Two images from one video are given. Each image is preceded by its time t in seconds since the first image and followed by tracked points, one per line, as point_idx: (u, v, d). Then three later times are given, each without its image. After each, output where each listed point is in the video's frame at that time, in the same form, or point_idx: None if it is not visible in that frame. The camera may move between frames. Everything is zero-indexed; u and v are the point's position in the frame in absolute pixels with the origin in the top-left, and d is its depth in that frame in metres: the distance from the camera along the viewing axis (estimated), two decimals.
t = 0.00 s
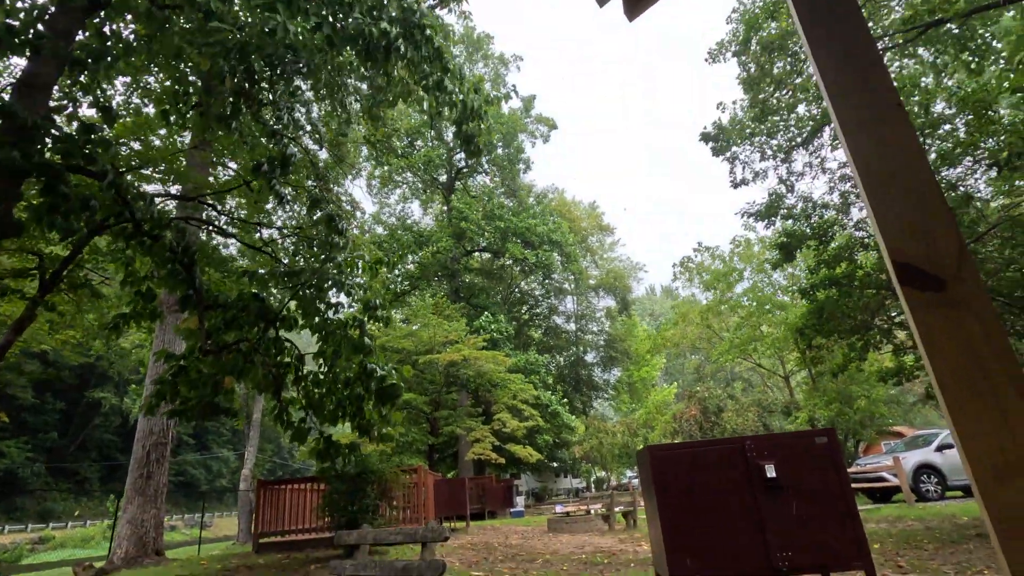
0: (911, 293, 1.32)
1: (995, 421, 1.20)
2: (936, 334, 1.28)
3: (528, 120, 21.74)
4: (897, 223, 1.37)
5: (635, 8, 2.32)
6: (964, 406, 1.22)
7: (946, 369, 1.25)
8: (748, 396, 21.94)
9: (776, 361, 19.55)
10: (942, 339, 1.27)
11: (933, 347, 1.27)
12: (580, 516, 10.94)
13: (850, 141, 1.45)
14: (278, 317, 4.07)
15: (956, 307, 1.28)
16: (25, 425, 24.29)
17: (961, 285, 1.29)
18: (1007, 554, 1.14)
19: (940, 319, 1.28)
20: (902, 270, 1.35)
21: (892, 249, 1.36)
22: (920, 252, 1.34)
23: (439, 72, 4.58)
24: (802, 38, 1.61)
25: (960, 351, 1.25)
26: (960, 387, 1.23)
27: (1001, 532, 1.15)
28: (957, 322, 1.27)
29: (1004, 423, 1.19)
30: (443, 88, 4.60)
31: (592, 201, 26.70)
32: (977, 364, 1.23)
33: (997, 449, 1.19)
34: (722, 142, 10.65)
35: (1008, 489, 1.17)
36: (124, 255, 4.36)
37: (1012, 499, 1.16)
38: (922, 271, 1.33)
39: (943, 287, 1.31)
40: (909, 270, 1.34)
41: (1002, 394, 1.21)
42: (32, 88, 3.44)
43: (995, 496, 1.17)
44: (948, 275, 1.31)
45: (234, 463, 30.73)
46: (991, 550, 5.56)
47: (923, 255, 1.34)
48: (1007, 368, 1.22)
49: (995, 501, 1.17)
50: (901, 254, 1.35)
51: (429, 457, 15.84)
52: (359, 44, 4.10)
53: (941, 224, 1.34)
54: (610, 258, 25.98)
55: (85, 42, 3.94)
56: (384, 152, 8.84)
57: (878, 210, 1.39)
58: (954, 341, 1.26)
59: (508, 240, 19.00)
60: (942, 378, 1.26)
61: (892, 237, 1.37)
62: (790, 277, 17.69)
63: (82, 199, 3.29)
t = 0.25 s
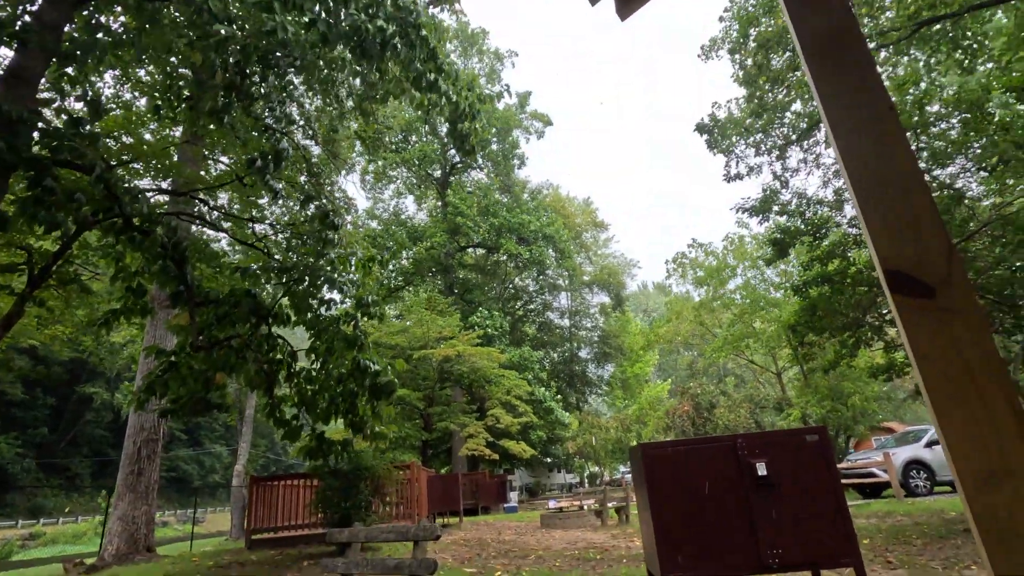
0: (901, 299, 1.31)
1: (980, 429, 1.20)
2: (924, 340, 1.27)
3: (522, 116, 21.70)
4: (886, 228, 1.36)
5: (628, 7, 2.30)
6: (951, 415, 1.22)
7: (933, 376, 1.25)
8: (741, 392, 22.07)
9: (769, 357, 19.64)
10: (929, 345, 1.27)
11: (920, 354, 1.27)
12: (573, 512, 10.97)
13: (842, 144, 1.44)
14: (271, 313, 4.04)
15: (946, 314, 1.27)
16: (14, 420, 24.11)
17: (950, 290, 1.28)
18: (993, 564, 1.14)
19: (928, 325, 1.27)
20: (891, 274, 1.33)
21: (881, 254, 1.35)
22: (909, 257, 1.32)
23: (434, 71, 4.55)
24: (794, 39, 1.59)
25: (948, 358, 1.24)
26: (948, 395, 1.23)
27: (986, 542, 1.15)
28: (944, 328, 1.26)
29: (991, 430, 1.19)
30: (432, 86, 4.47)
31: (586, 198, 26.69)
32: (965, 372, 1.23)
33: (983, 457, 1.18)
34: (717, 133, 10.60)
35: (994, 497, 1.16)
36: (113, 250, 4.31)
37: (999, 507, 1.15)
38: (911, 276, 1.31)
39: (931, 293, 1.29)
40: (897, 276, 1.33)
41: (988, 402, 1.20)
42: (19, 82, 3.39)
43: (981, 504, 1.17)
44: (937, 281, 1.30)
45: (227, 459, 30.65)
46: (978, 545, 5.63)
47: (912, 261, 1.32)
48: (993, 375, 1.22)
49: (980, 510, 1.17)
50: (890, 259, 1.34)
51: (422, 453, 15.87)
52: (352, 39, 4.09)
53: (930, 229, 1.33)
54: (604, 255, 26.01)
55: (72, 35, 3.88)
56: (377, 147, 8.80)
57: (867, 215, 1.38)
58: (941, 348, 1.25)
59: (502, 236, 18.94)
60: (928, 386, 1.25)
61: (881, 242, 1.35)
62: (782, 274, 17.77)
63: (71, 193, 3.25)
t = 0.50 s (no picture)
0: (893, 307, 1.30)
1: (974, 444, 1.19)
2: (917, 350, 1.26)
3: (517, 112, 21.62)
4: (880, 237, 1.34)
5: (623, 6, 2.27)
6: (944, 430, 1.21)
7: (928, 390, 1.23)
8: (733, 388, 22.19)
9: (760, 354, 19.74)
10: (923, 355, 1.25)
11: (914, 367, 1.25)
12: (564, 508, 10.99)
13: (836, 149, 1.42)
14: (262, 309, 4.00)
15: (938, 322, 1.26)
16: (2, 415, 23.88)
17: (943, 299, 1.27)
18: None
19: (923, 337, 1.26)
20: (885, 284, 1.32)
21: (876, 264, 1.33)
22: (904, 267, 1.31)
23: (428, 73, 4.50)
24: (789, 39, 1.56)
25: (940, 367, 1.23)
26: (942, 409, 1.21)
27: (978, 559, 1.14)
28: (939, 340, 1.25)
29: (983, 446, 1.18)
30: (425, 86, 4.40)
31: (580, 194, 26.67)
32: (959, 384, 1.22)
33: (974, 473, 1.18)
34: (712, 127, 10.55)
35: (986, 512, 1.15)
36: (101, 244, 4.26)
37: (990, 522, 1.15)
38: (906, 286, 1.30)
39: (925, 304, 1.28)
40: (892, 286, 1.31)
41: (981, 417, 1.19)
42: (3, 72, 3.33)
43: (974, 520, 1.16)
44: (931, 291, 1.28)
45: (218, 454, 30.52)
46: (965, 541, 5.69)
47: (907, 271, 1.30)
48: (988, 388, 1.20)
49: (973, 526, 1.16)
50: (885, 270, 1.32)
51: (415, 449, 15.85)
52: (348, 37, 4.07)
53: (927, 239, 1.31)
54: (598, 251, 26.06)
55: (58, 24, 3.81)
56: (371, 141, 8.74)
57: (863, 223, 1.36)
58: (935, 361, 1.24)
59: (495, 231, 18.88)
60: (923, 399, 1.23)
61: (876, 251, 1.33)
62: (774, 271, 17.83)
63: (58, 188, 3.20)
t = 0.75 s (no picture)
0: (882, 309, 1.30)
1: (961, 447, 1.19)
2: (906, 353, 1.26)
3: (512, 109, 21.56)
4: (871, 239, 1.34)
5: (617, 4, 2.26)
6: (931, 435, 1.21)
7: (914, 394, 1.24)
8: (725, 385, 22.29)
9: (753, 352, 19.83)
10: (910, 358, 1.26)
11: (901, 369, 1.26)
12: (557, 505, 11.01)
13: (827, 152, 1.42)
14: (254, 305, 3.96)
15: (926, 325, 1.26)
16: None
17: (932, 303, 1.28)
18: None
19: (910, 341, 1.27)
20: (875, 287, 1.32)
21: (866, 265, 1.33)
22: (893, 271, 1.31)
23: (422, 75, 4.46)
24: (782, 40, 1.55)
25: (927, 371, 1.24)
26: (928, 413, 1.22)
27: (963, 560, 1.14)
28: (925, 346, 1.26)
29: (968, 450, 1.19)
30: (419, 90, 4.40)
31: (575, 191, 26.66)
32: (945, 389, 1.22)
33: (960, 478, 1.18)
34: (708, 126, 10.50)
35: (969, 516, 1.16)
36: (92, 239, 4.23)
37: (977, 526, 1.15)
38: (894, 290, 1.30)
39: (913, 307, 1.28)
40: (881, 289, 1.31)
41: (965, 421, 1.20)
42: None
43: (957, 523, 1.17)
44: (918, 295, 1.29)
45: (211, 450, 30.41)
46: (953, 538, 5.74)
47: (897, 275, 1.31)
48: (974, 393, 1.21)
49: (957, 529, 1.16)
50: (874, 272, 1.32)
51: (408, 445, 15.85)
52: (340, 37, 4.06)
53: (915, 244, 1.31)
54: (593, 248, 26.10)
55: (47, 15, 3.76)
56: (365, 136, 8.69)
57: (853, 226, 1.36)
58: (921, 364, 1.25)
59: (490, 228, 18.85)
60: (909, 401, 1.24)
61: (865, 253, 1.33)
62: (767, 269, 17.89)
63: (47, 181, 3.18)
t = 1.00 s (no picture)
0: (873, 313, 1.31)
1: (948, 450, 1.21)
2: (898, 357, 1.27)
3: (507, 105, 21.51)
4: (862, 241, 1.35)
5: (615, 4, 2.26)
6: (920, 438, 1.22)
7: (903, 396, 1.25)
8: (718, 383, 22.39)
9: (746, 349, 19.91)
10: (901, 361, 1.27)
11: (891, 372, 1.27)
12: (550, 501, 11.03)
13: (819, 155, 1.43)
14: (247, 300, 3.93)
15: (917, 329, 1.27)
16: None
17: (924, 306, 1.29)
18: None
19: (900, 343, 1.28)
20: (867, 292, 1.33)
21: (857, 268, 1.34)
22: (884, 274, 1.32)
23: (414, 77, 4.41)
24: (776, 43, 1.56)
25: (917, 374, 1.25)
26: (917, 416, 1.23)
27: (950, 561, 1.16)
28: (915, 348, 1.27)
29: (957, 453, 1.20)
30: (412, 92, 4.41)
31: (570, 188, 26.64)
32: (933, 392, 1.24)
33: (948, 481, 1.19)
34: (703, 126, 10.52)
35: (957, 518, 1.18)
36: (83, 233, 4.19)
37: (964, 529, 1.17)
38: (885, 294, 1.31)
39: (904, 310, 1.30)
40: (872, 293, 1.33)
41: (953, 424, 1.21)
42: None
43: (945, 525, 1.18)
44: (909, 298, 1.30)
45: (203, 445, 30.29)
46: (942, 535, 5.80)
47: (887, 278, 1.32)
48: (963, 396, 1.22)
49: (944, 530, 1.18)
50: (865, 275, 1.33)
51: (401, 441, 15.84)
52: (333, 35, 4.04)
53: (905, 247, 1.32)
54: (587, 245, 26.13)
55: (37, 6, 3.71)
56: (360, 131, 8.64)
57: (845, 228, 1.37)
58: (910, 368, 1.26)
59: (485, 224, 18.81)
60: (899, 404, 1.25)
61: (857, 256, 1.35)
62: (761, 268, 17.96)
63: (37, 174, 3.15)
